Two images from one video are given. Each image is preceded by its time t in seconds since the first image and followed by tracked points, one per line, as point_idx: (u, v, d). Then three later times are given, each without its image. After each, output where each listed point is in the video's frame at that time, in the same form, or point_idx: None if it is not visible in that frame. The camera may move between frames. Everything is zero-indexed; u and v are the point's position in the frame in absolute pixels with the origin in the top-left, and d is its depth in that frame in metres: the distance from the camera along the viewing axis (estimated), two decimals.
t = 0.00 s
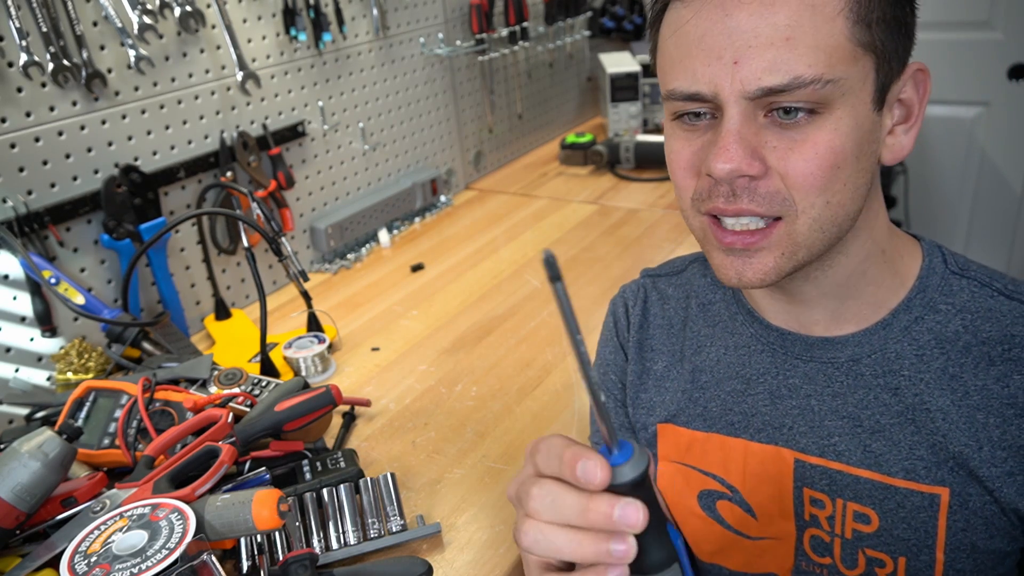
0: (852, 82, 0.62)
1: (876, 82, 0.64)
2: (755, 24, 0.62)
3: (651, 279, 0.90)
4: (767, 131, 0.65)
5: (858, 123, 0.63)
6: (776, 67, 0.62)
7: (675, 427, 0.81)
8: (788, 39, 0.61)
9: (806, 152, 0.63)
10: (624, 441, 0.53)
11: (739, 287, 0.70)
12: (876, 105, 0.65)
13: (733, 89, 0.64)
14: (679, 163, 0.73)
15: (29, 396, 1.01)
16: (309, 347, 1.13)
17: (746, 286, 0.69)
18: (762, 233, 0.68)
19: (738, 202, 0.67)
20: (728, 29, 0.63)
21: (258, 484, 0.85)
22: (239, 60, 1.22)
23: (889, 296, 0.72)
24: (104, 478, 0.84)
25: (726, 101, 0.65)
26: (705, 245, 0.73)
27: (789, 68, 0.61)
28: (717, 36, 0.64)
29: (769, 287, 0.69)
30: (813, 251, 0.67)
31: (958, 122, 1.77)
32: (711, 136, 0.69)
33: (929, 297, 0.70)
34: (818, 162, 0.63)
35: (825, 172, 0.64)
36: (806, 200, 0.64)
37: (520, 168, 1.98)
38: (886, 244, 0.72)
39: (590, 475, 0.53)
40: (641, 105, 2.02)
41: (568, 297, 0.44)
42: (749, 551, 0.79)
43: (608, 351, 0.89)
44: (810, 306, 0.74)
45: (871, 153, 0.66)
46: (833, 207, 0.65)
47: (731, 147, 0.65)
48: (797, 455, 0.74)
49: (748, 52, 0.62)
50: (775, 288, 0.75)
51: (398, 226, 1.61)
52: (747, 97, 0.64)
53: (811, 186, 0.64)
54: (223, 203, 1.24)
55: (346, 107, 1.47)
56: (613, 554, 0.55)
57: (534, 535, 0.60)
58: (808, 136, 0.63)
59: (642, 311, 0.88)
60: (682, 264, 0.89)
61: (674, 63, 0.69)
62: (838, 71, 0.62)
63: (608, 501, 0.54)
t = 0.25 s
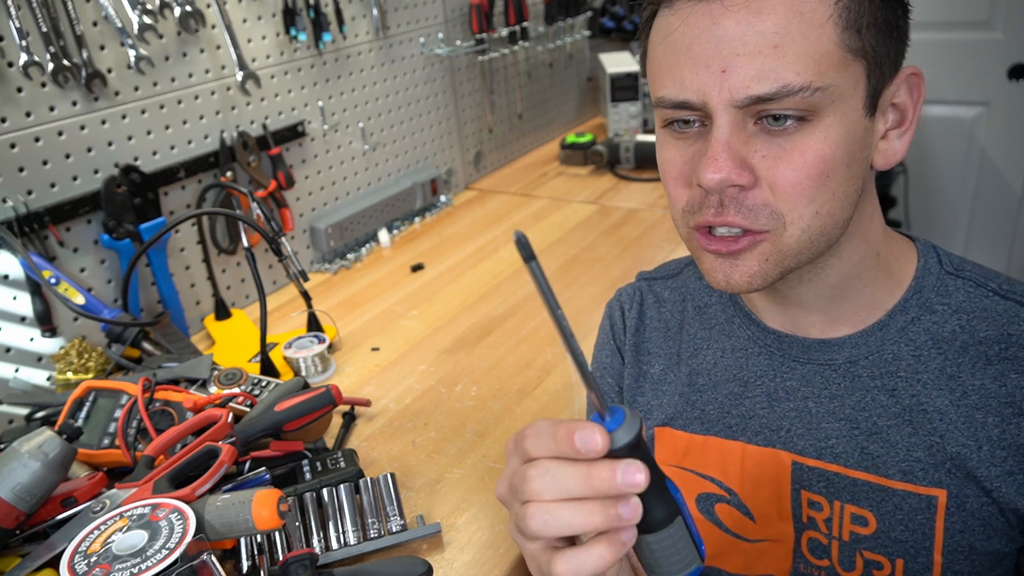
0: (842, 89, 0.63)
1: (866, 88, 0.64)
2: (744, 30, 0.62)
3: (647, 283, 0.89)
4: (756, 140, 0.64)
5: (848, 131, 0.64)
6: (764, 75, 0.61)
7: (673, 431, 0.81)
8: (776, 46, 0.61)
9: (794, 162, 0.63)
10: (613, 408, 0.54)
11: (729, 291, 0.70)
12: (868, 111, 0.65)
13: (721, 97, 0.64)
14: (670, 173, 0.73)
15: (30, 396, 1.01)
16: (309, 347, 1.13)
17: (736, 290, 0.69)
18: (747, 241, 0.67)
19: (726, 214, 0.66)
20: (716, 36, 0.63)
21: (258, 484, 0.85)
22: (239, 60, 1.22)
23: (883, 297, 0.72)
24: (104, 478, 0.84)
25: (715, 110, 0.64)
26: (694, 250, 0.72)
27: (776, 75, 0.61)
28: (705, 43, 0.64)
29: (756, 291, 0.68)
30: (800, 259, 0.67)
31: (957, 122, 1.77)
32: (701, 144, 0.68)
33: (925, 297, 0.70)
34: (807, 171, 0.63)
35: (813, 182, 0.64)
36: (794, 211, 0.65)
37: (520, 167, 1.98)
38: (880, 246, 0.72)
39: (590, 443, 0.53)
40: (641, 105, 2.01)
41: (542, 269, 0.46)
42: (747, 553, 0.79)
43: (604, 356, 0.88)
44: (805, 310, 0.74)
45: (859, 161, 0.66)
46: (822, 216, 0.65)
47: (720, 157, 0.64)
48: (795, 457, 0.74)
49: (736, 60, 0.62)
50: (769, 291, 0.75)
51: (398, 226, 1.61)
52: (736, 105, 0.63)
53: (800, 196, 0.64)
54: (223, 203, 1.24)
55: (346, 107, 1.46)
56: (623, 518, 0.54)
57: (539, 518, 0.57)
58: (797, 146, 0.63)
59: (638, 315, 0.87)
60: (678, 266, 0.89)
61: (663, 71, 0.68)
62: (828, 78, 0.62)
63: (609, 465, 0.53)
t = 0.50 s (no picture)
0: (839, 82, 0.63)
1: (861, 83, 0.65)
2: (738, 29, 0.62)
3: (646, 286, 0.90)
4: (757, 138, 0.64)
5: (847, 125, 0.64)
6: (762, 70, 0.62)
7: (673, 434, 0.80)
8: (772, 41, 0.61)
9: (795, 160, 0.63)
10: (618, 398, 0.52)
11: (743, 300, 0.69)
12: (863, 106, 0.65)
13: (719, 96, 0.64)
14: (671, 180, 0.72)
15: (30, 396, 1.02)
16: (309, 347, 1.13)
17: (751, 298, 0.68)
18: (757, 246, 0.66)
19: (732, 220, 0.66)
20: (710, 34, 0.64)
21: (258, 484, 0.84)
22: (239, 60, 1.22)
23: (885, 299, 0.72)
24: (104, 478, 0.84)
25: (714, 109, 0.64)
26: (704, 263, 0.71)
27: (774, 70, 0.61)
28: (699, 42, 0.64)
29: (772, 299, 0.68)
30: (810, 262, 0.66)
31: (957, 122, 1.77)
32: (701, 146, 0.68)
33: (925, 297, 0.71)
34: (810, 168, 0.63)
35: (814, 180, 0.64)
36: (800, 211, 0.64)
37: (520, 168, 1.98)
38: (877, 247, 0.73)
39: (588, 437, 0.52)
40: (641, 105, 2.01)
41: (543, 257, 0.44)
42: (750, 556, 0.78)
43: (603, 358, 0.87)
44: (804, 314, 0.74)
45: (859, 157, 0.66)
46: (825, 215, 0.65)
47: (724, 157, 0.64)
48: (796, 459, 0.74)
49: (732, 56, 0.62)
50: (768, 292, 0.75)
51: (398, 226, 1.61)
52: (735, 102, 0.63)
53: (804, 196, 0.64)
54: (223, 203, 1.24)
55: (347, 107, 1.47)
56: (620, 511, 0.54)
57: (537, 512, 0.57)
58: (799, 142, 0.63)
59: (637, 318, 0.87)
60: (676, 270, 0.90)
61: (656, 76, 0.68)
62: (825, 71, 0.62)
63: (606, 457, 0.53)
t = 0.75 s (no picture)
0: (839, 85, 0.63)
1: (862, 84, 0.65)
2: (740, 30, 0.62)
3: (645, 286, 0.89)
4: (757, 138, 0.64)
5: (846, 126, 0.64)
6: (762, 72, 0.61)
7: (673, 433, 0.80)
8: (773, 44, 0.61)
9: (795, 159, 0.63)
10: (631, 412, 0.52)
11: (735, 298, 0.70)
12: (864, 107, 0.65)
13: (719, 96, 0.63)
14: (669, 177, 0.72)
15: (29, 396, 1.02)
16: (309, 347, 1.13)
17: (743, 296, 0.69)
18: (753, 241, 0.67)
19: (729, 213, 0.66)
20: (711, 34, 0.63)
21: (258, 484, 0.85)
22: (239, 60, 1.22)
23: (884, 298, 0.72)
24: (104, 478, 0.84)
25: (713, 109, 0.64)
26: (698, 257, 0.72)
27: (775, 72, 0.61)
28: (700, 43, 0.64)
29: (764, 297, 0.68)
30: (806, 258, 0.67)
31: (957, 122, 1.76)
32: (700, 145, 0.68)
33: (925, 297, 0.70)
34: (809, 167, 0.63)
35: (814, 179, 0.64)
36: (798, 208, 0.65)
37: (520, 168, 1.98)
38: (877, 246, 0.72)
39: (591, 448, 0.53)
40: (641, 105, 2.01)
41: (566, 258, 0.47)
42: (749, 555, 0.79)
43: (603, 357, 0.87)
44: (804, 312, 0.74)
45: (858, 157, 0.66)
46: (825, 214, 0.65)
47: (721, 156, 0.64)
48: (795, 458, 0.74)
49: (732, 58, 0.62)
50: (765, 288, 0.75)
51: (398, 226, 1.61)
52: (735, 103, 0.63)
53: (802, 194, 0.64)
54: (223, 203, 1.24)
55: (346, 107, 1.47)
56: (616, 526, 0.54)
57: (534, 521, 0.58)
58: (800, 143, 0.63)
59: (637, 318, 0.86)
60: (675, 269, 0.89)
61: (658, 73, 0.68)
62: (825, 74, 0.62)
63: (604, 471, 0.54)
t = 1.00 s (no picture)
0: (850, 77, 0.63)
1: (874, 78, 0.64)
2: (753, 18, 0.62)
3: (648, 284, 0.89)
4: (766, 127, 0.64)
5: (856, 118, 0.64)
6: (774, 62, 0.62)
7: (678, 428, 0.80)
8: (785, 33, 0.62)
9: (804, 149, 0.63)
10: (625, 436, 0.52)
11: (740, 281, 0.69)
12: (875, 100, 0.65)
13: (731, 83, 0.64)
14: (681, 164, 0.73)
15: (29, 396, 1.02)
16: (309, 347, 1.13)
17: (747, 279, 0.69)
18: (757, 226, 0.67)
19: (736, 200, 0.66)
20: (726, 22, 0.64)
21: (258, 484, 0.84)
22: (239, 60, 1.22)
23: (890, 293, 0.72)
24: (104, 478, 0.84)
25: (725, 96, 0.65)
26: (704, 242, 0.72)
27: (786, 62, 0.62)
28: (714, 32, 0.65)
29: (766, 281, 0.68)
30: (810, 248, 0.66)
31: (957, 122, 1.76)
32: (711, 133, 0.68)
33: (929, 293, 0.71)
34: (815, 159, 0.63)
35: (820, 170, 0.64)
36: (804, 197, 0.64)
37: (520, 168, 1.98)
38: (885, 241, 0.73)
39: (585, 488, 0.54)
40: (641, 105, 2.01)
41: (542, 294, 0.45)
42: (752, 548, 0.78)
43: (606, 355, 0.87)
44: (810, 303, 0.74)
45: (868, 149, 0.66)
46: (830, 204, 0.65)
47: (730, 143, 0.65)
48: (798, 452, 0.73)
49: (745, 46, 0.63)
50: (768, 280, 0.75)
51: (398, 226, 1.61)
52: (746, 91, 0.64)
53: (808, 184, 0.64)
54: (223, 203, 1.24)
55: (346, 107, 1.47)
56: (636, 554, 0.53)
57: (556, 566, 0.57)
58: (809, 134, 0.63)
59: (640, 315, 0.87)
60: (678, 267, 0.89)
61: (673, 60, 0.69)
62: (836, 65, 0.62)
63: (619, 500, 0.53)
